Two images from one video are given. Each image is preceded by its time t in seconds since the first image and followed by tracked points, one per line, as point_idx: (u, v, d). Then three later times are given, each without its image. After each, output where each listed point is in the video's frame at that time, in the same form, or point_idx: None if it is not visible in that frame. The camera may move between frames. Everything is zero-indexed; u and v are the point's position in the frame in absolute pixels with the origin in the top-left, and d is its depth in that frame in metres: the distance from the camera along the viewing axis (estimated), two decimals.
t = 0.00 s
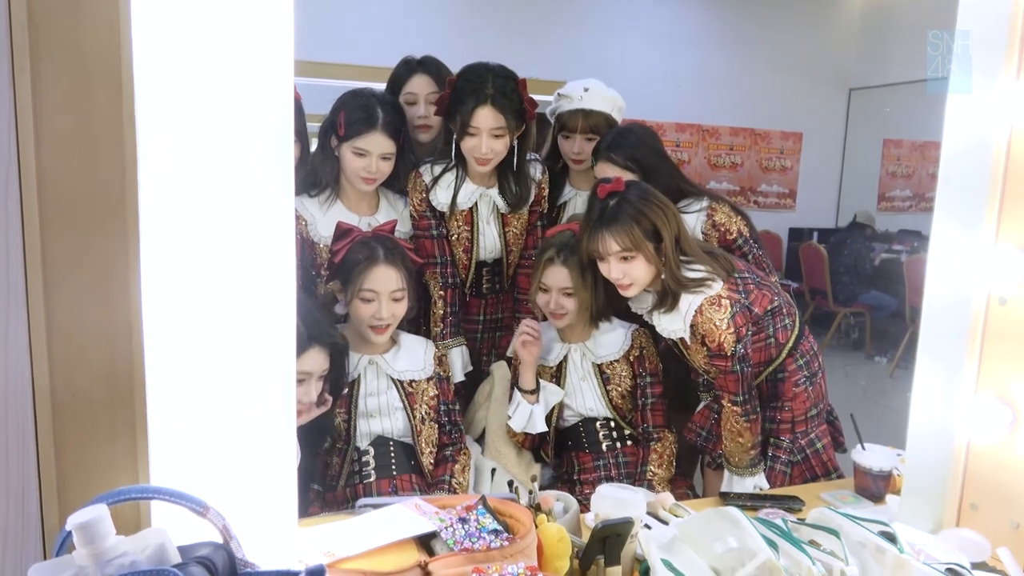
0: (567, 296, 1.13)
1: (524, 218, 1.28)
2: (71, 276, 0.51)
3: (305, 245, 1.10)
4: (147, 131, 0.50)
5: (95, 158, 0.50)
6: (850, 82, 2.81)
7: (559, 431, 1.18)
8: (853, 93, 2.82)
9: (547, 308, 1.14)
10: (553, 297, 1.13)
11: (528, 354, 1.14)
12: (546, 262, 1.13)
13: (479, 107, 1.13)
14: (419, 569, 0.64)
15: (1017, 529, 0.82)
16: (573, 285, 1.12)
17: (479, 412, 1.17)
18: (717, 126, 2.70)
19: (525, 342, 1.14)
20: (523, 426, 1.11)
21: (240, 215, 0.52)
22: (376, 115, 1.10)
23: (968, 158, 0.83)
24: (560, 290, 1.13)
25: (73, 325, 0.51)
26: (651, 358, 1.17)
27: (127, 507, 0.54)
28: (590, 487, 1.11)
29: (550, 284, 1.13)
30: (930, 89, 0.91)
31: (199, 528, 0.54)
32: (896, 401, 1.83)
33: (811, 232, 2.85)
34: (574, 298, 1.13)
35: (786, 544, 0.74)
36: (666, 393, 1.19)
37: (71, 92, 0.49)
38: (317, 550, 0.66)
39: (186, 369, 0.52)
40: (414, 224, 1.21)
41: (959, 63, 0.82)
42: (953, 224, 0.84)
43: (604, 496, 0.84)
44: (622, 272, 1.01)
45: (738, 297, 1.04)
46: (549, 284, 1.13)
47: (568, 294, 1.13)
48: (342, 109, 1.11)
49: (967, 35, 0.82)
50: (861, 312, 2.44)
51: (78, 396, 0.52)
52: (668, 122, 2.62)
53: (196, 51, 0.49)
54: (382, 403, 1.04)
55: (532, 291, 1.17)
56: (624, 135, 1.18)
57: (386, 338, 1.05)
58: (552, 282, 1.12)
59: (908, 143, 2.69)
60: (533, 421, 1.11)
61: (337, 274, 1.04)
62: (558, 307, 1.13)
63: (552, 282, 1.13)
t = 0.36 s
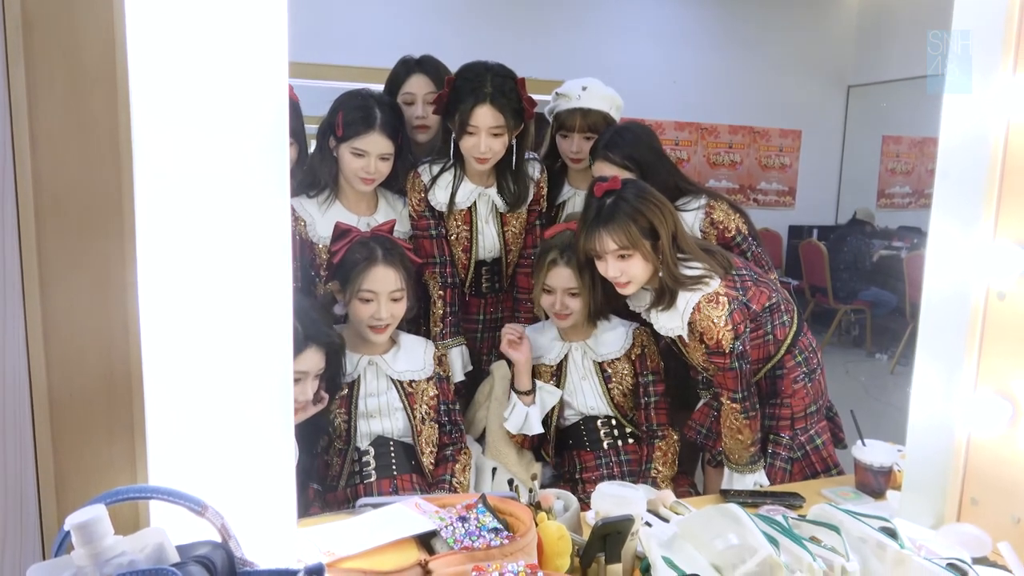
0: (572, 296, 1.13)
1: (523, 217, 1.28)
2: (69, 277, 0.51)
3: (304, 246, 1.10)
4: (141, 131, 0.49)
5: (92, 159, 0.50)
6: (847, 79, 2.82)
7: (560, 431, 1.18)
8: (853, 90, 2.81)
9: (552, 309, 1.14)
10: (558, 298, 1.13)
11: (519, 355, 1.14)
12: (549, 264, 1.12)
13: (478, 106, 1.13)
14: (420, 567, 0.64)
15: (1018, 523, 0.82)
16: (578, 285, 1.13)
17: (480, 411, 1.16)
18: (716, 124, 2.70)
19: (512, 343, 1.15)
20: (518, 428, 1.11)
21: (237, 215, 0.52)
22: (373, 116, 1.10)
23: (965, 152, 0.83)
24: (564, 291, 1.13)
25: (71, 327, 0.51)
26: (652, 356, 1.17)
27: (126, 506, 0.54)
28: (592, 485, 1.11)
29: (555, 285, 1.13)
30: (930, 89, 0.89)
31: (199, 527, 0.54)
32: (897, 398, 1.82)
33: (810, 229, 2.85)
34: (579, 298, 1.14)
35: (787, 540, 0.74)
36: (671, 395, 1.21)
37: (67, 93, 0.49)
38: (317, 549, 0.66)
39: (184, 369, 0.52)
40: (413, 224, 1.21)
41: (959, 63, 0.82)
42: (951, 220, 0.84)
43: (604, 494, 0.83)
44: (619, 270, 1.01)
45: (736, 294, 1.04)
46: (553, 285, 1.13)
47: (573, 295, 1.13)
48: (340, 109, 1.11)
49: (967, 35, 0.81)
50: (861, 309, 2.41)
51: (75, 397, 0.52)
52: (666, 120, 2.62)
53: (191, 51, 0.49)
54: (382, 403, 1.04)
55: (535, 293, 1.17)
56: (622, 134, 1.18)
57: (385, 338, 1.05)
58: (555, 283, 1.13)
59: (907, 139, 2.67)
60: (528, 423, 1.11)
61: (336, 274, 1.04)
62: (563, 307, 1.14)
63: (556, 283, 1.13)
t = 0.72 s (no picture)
0: (573, 298, 1.14)
1: (523, 219, 1.28)
2: (71, 282, 0.51)
3: (305, 248, 1.10)
4: (144, 132, 0.50)
5: (94, 162, 0.50)
6: (847, 81, 2.83)
7: (562, 433, 1.18)
8: (853, 91, 2.83)
9: (553, 311, 1.15)
10: (559, 301, 1.14)
11: (523, 356, 1.14)
12: (550, 267, 1.13)
13: (481, 109, 1.13)
14: (421, 571, 0.64)
15: (1019, 525, 0.82)
16: (579, 287, 1.13)
17: (481, 413, 1.17)
18: (717, 126, 2.70)
19: (514, 345, 1.15)
20: (521, 430, 1.11)
21: (238, 218, 0.52)
22: (374, 119, 1.10)
23: (965, 153, 0.83)
24: (565, 294, 1.13)
25: (73, 329, 0.51)
26: (655, 358, 1.18)
27: (128, 511, 0.53)
28: (593, 487, 1.11)
29: (556, 288, 1.13)
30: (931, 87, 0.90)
31: (202, 531, 0.55)
32: (896, 400, 1.82)
33: (810, 231, 2.85)
34: (580, 301, 1.14)
35: (788, 543, 0.75)
36: (681, 395, 1.20)
37: (69, 96, 0.49)
38: (319, 552, 0.66)
39: (186, 370, 0.53)
40: (414, 226, 1.21)
41: (960, 63, 0.82)
42: (951, 222, 0.84)
43: (604, 496, 0.83)
44: (618, 272, 1.01)
45: (735, 295, 1.04)
46: (555, 288, 1.13)
47: (574, 297, 1.14)
48: (341, 112, 1.11)
49: (967, 35, 0.82)
50: (861, 312, 2.42)
51: (78, 400, 0.52)
52: (666, 123, 2.63)
53: (192, 51, 0.50)
54: (384, 406, 1.04)
55: (536, 296, 1.18)
56: (622, 136, 1.18)
57: (387, 341, 1.05)
58: (557, 286, 1.13)
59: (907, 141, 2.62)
60: (530, 425, 1.12)
61: (338, 277, 1.04)
62: (564, 310, 1.14)
63: (558, 286, 1.13)
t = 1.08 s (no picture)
0: (575, 301, 1.15)
1: (522, 222, 1.28)
2: (72, 286, 0.51)
3: (305, 252, 1.11)
4: (142, 135, 0.50)
5: (95, 166, 0.50)
6: (846, 84, 2.83)
7: (560, 436, 1.18)
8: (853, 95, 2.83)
9: (555, 313, 1.16)
10: (562, 302, 1.15)
11: (521, 360, 1.14)
12: (552, 269, 1.14)
13: (480, 113, 1.14)
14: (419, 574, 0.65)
15: (1017, 527, 0.82)
16: (580, 290, 1.14)
17: (479, 417, 1.17)
18: (715, 130, 2.72)
19: (512, 348, 1.15)
20: (519, 433, 1.12)
21: (238, 220, 0.53)
22: (373, 124, 1.11)
23: (961, 158, 0.84)
24: (567, 295, 1.14)
25: (74, 332, 0.51)
26: (653, 361, 1.19)
27: (128, 515, 0.54)
28: (591, 490, 1.11)
29: (558, 289, 1.14)
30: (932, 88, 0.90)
31: (203, 535, 0.55)
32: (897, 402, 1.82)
33: (809, 234, 2.86)
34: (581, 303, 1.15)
35: (786, 546, 0.75)
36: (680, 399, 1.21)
37: (69, 101, 0.50)
38: (318, 556, 0.67)
39: (186, 372, 0.53)
40: (413, 230, 1.21)
41: (960, 63, 0.82)
42: (948, 227, 0.85)
43: (604, 500, 0.84)
44: (615, 276, 1.02)
45: (732, 299, 1.04)
46: (557, 290, 1.14)
47: (576, 299, 1.15)
48: (340, 116, 1.11)
49: (967, 35, 0.82)
50: (860, 314, 2.43)
51: (79, 402, 0.52)
52: (665, 126, 2.64)
53: (194, 50, 0.50)
54: (382, 410, 1.04)
55: (538, 298, 1.19)
56: (619, 140, 1.19)
57: (386, 344, 1.06)
58: (559, 287, 1.14)
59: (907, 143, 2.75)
60: (529, 429, 1.12)
61: (338, 281, 1.04)
62: (566, 312, 1.15)
63: (560, 288, 1.14)
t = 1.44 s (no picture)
0: (575, 306, 1.15)
1: (522, 229, 1.29)
2: (79, 292, 0.52)
3: (305, 258, 1.10)
4: (150, 144, 0.50)
5: (103, 174, 0.51)
6: (845, 92, 2.81)
7: (560, 443, 1.18)
8: (852, 103, 2.80)
9: (556, 319, 1.16)
10: (563, 308, 1.15)
11: (521, 367, 1.14)
12: (554, 274, 1.14)
13: (482, 121, 1.14)
14: None
15: (1016, 535, 0.83)
16: (581, 296, 1.14)
17: (479, 423, 1.17)
18: (714, 137, 2.74)
19: (513, 355, 1.15)
20: (519, 439, 1.12)
21: (243, 225, 0.53)
22: (376, 130, 1.11)
23: (960, 166, 0.84)
24: (568, 301, 1.14)
25: (80, 338, 0.52)
26: (654, 369, 1.19)
27: (132, 520, 0.54)
28: (591, 497, 1.12)
29: (559, 295, 1.14)
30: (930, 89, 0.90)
31: (206, 540, 0.55)
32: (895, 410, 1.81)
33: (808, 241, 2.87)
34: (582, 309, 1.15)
35: (786, 553, 0.75)
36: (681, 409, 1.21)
37: (78, 108, 0.50)
38: (319, 563, 0.67)
39: (190, 377, 0.53)
40: (413, 236, 1.22)
41: (960, 64, 0.83)
42: (948, 236, 0.85)
43: (604, 507, 0.84)
44: (615, 283, 1.02)
45: (731, 306, 1.05)
46: (558, 295, 1.14)
47: (577, 305, 1.15)
48: (342, 123, 1.12)
49: (967, 35, 0.82)
50: (859, 321, 2.43)
51: (85, 406, 0.53)
52: (665, 133, 2.66)
53: (201, 57, 0.50)
54: (382, 416, 1.04)
55: (539, 304, 1.19)
56: (619, 148, 1.19)
57: (386, 350, 1.06)
58: (560, 293, 1.14)
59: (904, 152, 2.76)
60: (528, 435, 1.12)
61: (339, 287, 1.04)
62: (567, 317, 1.15)
63: (561, 293, 1.14)
